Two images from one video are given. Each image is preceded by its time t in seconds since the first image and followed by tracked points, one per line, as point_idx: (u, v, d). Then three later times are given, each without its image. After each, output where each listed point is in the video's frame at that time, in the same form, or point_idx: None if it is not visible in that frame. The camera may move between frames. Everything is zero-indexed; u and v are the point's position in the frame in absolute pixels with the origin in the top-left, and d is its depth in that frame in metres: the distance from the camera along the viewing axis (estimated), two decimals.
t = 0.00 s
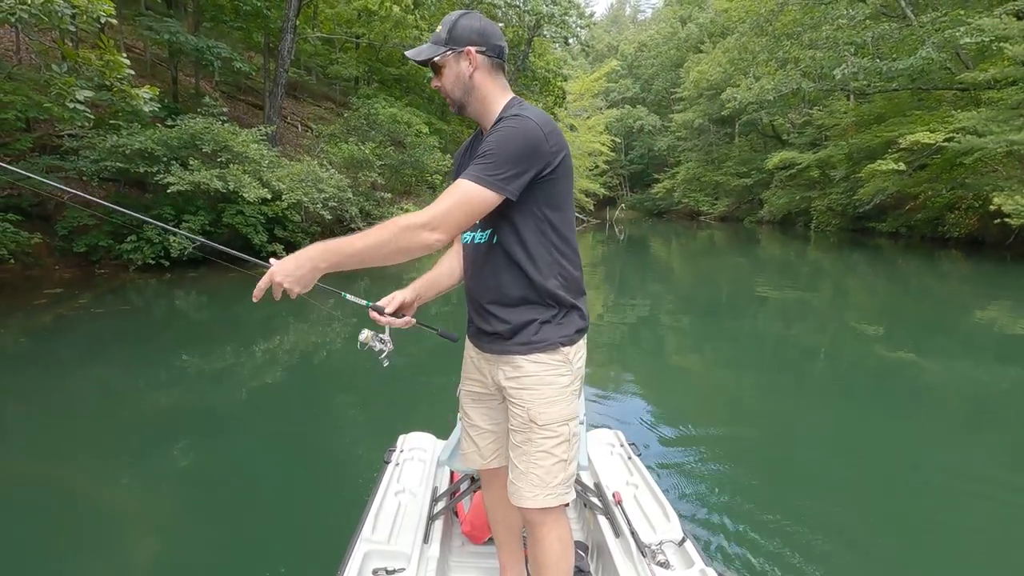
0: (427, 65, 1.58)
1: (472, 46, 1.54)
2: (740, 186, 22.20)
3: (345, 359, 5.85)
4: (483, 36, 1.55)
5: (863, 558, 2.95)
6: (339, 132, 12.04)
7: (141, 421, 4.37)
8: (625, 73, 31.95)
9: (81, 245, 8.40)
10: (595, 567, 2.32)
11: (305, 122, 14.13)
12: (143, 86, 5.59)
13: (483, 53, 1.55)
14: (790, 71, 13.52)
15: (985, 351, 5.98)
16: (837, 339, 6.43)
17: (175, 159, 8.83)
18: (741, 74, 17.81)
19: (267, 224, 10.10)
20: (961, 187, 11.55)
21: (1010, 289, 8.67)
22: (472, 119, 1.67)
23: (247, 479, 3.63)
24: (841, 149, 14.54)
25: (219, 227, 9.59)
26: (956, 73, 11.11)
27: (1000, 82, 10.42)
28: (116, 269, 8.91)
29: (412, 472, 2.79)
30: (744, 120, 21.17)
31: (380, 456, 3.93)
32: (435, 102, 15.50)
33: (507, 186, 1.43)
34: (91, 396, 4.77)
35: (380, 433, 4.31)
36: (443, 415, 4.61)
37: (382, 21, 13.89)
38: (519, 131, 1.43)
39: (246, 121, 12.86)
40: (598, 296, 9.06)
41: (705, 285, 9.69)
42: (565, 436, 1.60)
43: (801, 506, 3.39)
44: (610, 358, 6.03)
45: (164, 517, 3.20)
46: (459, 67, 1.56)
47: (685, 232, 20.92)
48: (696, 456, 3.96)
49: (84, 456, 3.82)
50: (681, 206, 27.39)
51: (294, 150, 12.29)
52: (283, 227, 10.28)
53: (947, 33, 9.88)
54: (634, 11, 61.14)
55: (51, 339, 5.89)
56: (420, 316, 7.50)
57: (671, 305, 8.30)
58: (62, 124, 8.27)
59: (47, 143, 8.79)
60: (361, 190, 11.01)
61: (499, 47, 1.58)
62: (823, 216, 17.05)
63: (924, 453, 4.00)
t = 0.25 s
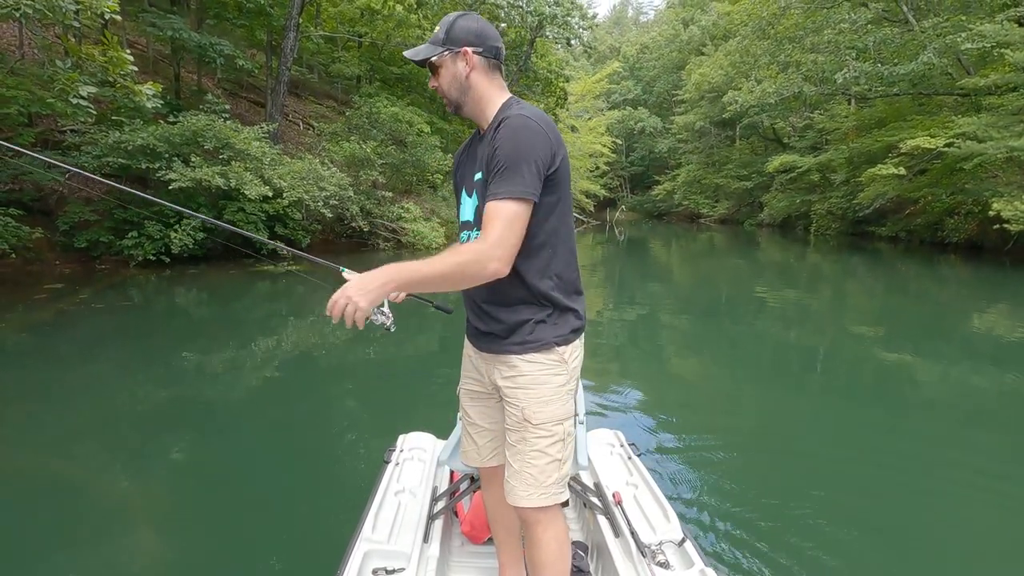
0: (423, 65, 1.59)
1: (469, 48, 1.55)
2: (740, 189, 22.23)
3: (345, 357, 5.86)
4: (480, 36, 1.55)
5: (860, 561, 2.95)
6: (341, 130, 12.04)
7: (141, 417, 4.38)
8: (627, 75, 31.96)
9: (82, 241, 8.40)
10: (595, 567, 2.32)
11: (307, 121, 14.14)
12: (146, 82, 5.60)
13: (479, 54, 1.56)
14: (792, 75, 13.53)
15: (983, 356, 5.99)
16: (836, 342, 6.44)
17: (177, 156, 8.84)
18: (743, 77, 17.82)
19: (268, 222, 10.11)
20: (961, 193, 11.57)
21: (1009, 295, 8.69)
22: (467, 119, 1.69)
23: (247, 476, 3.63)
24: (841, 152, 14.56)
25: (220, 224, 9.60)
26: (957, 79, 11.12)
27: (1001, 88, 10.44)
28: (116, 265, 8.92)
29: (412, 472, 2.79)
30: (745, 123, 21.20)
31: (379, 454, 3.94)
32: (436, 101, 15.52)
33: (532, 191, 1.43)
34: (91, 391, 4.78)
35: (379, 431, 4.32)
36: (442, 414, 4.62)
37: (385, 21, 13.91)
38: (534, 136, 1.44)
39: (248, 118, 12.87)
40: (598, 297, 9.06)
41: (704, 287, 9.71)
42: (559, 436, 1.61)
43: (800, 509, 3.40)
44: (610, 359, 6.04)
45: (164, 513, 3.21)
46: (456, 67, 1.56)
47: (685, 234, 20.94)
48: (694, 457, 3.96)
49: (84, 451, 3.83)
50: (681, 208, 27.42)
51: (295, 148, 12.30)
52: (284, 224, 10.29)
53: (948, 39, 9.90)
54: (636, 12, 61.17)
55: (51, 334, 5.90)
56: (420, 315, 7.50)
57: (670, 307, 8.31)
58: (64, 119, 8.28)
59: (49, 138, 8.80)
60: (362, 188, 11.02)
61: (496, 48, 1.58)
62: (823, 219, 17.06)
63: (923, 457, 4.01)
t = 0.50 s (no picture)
0: (425, 64, 1.58)
1: (473, 48, 1.55)
2: (739, 188, 22.24)
3: (344, 356, 5.87)
4: (482, 35, 1.55)
5: (858, 561, 2.96)
6: (340, 129, 12.03)
7: (140, 415, 4.38)
8: (626, 74, 31.96)
9: (82, 238, 8.40)
10: (595, 567, 2.33)
11: (307, 119, 14.13)
12: (146, 80, 5.59)
13: (483, 54, 1.56)
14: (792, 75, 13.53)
15: (981, 357, 6.01)
16: (835, 342, 6.45)
17: (177, 154, 8.84)
18: (743, 77, 17.83)
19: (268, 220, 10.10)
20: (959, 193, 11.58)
21: (1006, 296, 8.70)
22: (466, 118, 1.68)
23: (246, 474, 3.64)
24: (841, 153, 14.57)
25: (220, 222, 9.59)
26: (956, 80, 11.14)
27: (1000, 89, 10.46)
28: (116, 263, 8.91)
29: (412, 472, 2.80)
30: (745, 123, 21.21)
31: (378, 453, 3.95)
32: (436, 100, 15.52)
33: (547, 192, 1.43)
34: (91, 389, 4.79)
35: (378, 429, 4.33)
36: (441, 413, 4.62)
37: (385, 19, 13.91)
38: (544, 137, 1.45)
39: (247, 116, 12.86)
40: (597, 297, 9.07)
41: (704, 287, 9.71)
42: (559, 436, 1.61)
43: (798, 509, 3.40)
44: (609, 359, 6.05)
45: (164, 511, 3.22)
46: (459, 67, 1.56)
47: (684, 234, 20.95)
48: (693, 457, 3.97)
49: (84, 448, 3.84)
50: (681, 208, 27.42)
51: (295, 146, 12.29)
52: (283, 223, 10.29)
53: (947, 40, 9.91)
54: (636, 12, 61.14)
55: (51, 331, 5.90)
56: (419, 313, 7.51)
57: (669, 306, 8.32)
58: (64, 116, 8.27)
59: (49, 136, 8.79)
60: (362, 187, 11.02)
61: (497, 48, 1.58)
62: (822, 219, 17.08)
63: (920, 457, 4.02)
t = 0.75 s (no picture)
0: (424, 60, 1.55)
1: (476, 49, 1.56)
2: (738, 186, 22.22)
3: (344, 358, 5.88)
4: (485, 37, 1.57)
5: (859, 555, 2.96)
6: (339, 131, 12.04)
7: (142, 418, 4.39)
8: (625, 73, 31.95)
9: (82, 243, 8.43)
10: (595, 567, 2.33)
11: (306, 122, 14.15)
12: (145, 85, 5.59)
13: (484, 54, 1.57)
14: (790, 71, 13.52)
15: (981, 351, 6.00)
16: (835, 338, 6.45)
17: (176, 158, 8.85)
18: (741, 74, 17.82)
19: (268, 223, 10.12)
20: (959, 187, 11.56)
21: (1007, 289, 8.69)
22: (461, 117, 1.67)
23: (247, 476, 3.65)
24: (840, 149, 14.55)
25: (220, 226, 9.60)
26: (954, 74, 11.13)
27: (998, 83, 10.45)
28: (117, 267, 8.93)
29: (412, 472, 2.80)
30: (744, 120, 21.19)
31: (379, 454, 3.95)
32: (434, 102, 15.53)
33: (547, 191, 1.44)
34: (93, 392, 4.80)
35: (378, 430, 4.34)
36: (440, 414, 4.63)
37: (382, 21, 13.91)
38: (541, 136, 1.45)
39: (246, 120, 12.89)
40: (597, 295, 9.06)
41: (704, 284, 9.70)
42: (557, 434, 1.62)
43: (799, 504, 3.40)
44: (609, 357, 6.05)
45: (165, 513, 3.22)
46: (461, 65, 1.55)
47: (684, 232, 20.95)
48: (694, 454, 3.97)
49: (86, 452, 3.85)
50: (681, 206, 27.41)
51: (294, 149, 12.31)
52: (283, 226, 10.30)
53: (944, 34, 9.90)
54: (634, 10, 61.11)
55: (52, 336, 5.92)
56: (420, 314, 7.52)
57: (670, 304, 8.32)
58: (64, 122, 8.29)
59: (48, 142, 8.81)
60: (361, 189, 11.03)
61: (496, 50, 1.60)
62: (822, 215, 17.06)
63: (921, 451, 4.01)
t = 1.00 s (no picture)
0: (434, 54, 1.53)
1: (486, 48, 1.56)
2: (738, 184, 22.21)
3: (345, 357, 5.88)
4: (495, 37, 1.58)
5: (857, 553, 2.97)
6: (339, 130, 12.03)
7: (142, 418, 4.40)
8: (624, 71, 31.93)
9: (82, 243, 8.43)
10: (595, 566, 2.33)
11: (306, 121, 14.14)
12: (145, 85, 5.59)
13: (493, 54, 1.58)
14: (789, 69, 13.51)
15: (981, 349, 6.00)
16: (835, 336, 6.45)
17: (176, 157, 8.86)
18: (740, 72, 17.81)
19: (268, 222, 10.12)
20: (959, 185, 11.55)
21: (1006, 287, 8.68)
22: (463, 115, 1.67)
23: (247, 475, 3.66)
24: (840, 147, 14.55)
25: (220, 225, 9.60)
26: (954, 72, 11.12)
27: (998, 81, 10.44)
28: (117, 267, 8.93)
29: (412, 472, 2.81)
30: (744, 119, 21.17)
31: (379, 453, 3.96)
32: (434, 101, 15.52)
33: (555, 194, 1.45)
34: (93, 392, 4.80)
35: (378, 430, 4.34)
36: (440, 413, 4.63)
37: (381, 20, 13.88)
38: (549, 139, 1.46)
39: (246, 119, 12.88)
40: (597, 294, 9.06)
41: (704, 283, 9.70)
42: (557, 434, 1.62)
43: (798, 503, 3.41)
44: (609, 355, 6.05)
45: (165, 513, 3.23)
46: (472, 64, 1.55)
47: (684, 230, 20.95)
48: (694, 453, 3.97)
49: (87, 451, 3.86)
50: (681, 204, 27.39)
51: (294, 148, 12.30)
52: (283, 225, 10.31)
53: (944, 32, 9.89)
54: (634, 8, 61.03)
55: (53, 336, 5.93)
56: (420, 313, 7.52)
57: (670, 303, 8.32)
58: (64, 122, 8.29)
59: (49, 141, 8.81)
60: (361, 188, 11.03)
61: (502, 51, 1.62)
62: (822, 213, 17.06)
63: (921, 449, 4.01)
